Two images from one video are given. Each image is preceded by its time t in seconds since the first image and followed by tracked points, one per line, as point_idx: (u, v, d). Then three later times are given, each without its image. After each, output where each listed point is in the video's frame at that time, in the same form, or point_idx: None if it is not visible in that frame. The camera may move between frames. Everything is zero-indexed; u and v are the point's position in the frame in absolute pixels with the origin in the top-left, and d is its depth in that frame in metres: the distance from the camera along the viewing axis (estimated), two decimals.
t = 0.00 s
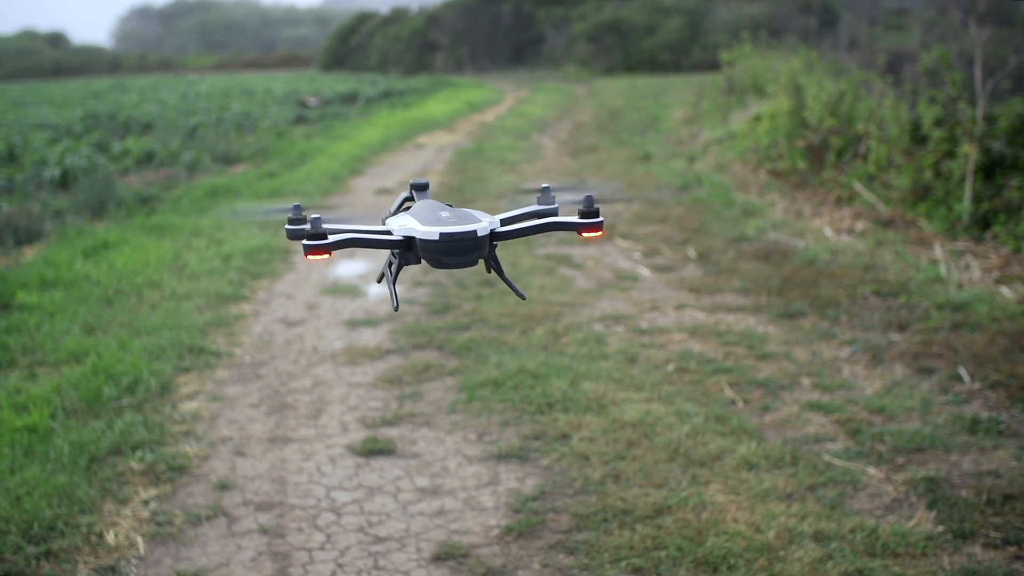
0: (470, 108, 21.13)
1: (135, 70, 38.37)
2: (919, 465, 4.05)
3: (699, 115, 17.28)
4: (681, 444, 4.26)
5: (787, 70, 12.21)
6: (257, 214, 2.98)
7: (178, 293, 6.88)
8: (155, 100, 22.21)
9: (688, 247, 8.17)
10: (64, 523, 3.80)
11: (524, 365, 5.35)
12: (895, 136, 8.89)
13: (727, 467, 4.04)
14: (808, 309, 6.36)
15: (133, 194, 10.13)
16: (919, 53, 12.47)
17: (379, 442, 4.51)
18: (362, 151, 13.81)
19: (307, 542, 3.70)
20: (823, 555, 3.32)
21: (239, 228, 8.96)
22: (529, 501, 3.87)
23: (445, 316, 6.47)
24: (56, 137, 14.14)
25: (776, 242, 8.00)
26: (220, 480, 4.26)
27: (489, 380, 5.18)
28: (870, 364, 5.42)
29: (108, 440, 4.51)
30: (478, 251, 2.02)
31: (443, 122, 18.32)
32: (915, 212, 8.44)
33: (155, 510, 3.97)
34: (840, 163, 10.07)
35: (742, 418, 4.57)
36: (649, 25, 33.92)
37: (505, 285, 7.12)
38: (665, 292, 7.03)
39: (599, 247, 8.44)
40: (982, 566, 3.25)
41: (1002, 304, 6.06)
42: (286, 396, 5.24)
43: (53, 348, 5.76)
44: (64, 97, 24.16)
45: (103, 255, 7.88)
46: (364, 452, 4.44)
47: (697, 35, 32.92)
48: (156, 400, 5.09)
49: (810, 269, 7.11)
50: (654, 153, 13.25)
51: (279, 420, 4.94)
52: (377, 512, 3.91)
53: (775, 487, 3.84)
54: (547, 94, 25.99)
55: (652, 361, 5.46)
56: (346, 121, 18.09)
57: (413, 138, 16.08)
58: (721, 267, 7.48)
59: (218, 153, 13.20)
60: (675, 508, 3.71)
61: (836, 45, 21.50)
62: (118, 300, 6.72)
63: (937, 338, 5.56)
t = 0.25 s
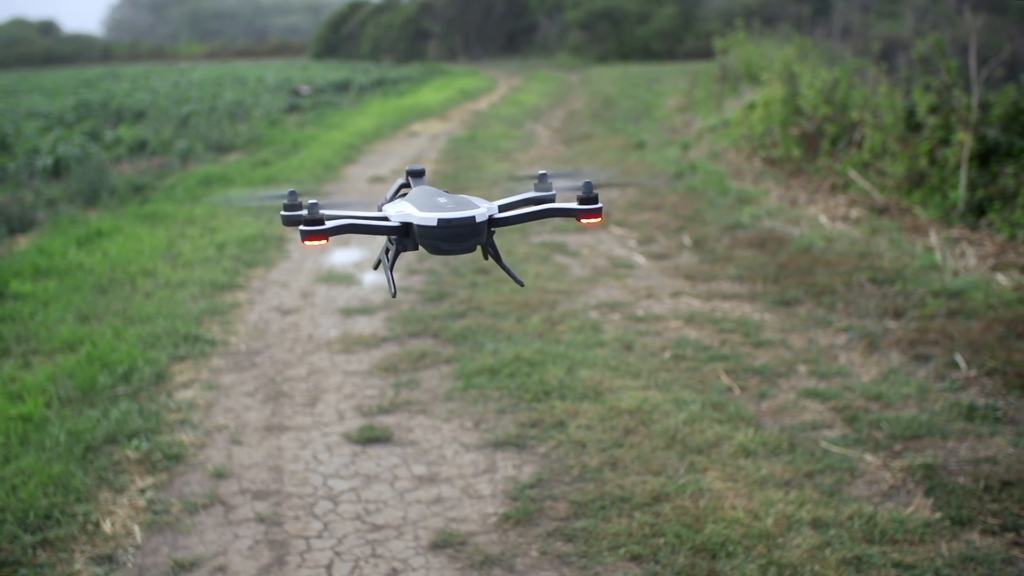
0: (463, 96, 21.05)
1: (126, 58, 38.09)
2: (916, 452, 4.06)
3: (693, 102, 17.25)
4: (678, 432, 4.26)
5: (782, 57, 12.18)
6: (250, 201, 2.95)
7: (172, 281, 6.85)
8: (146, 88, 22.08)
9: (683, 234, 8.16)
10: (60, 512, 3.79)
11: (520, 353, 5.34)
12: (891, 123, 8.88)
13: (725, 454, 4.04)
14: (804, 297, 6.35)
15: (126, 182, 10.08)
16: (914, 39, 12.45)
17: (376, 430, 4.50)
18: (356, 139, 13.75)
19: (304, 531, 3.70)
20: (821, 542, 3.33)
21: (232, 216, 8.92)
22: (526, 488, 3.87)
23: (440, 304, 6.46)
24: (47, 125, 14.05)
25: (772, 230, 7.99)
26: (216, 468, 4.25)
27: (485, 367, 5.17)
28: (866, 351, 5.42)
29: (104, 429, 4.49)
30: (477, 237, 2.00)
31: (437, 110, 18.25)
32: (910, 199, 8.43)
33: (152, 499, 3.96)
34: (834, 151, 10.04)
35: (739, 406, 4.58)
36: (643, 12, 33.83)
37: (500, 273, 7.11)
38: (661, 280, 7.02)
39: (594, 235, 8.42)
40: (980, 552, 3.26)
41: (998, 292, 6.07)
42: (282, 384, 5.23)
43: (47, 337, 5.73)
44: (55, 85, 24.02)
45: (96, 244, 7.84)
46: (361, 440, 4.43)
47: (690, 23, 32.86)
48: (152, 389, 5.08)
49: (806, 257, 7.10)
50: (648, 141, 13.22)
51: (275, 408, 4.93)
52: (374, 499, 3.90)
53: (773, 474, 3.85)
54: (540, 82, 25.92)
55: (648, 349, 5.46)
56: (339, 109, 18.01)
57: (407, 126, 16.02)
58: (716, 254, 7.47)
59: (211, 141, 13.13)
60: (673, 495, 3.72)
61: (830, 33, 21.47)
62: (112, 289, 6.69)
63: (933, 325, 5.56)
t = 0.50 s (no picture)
0: (461, 87, 21.00)
1: (123, 49, 37.95)
2: (919, 442, 4.06)
3: (692, 92, 17.21)
4: (680, 422, 4.26)
5: (781, 47, 12.14)
6: (249, 191, 2.94)
7: (172, 273, 6.84)
8: (143, 79, 22.01)
9: (683, 225, 8.15)
10: (62, 504, 3.79)
11: (521, 344, 5.34)
12: (891, 113, 8.86)
13: (727, 445, 4.04)
14: (805, 287, 6.35)
15: (124, 174, 10.06)
16: (913, 29, 12.42)
17: (377, 421, 4.50)
18: (354, 130, 13.72)
19: (307, 522, 3.70)
20: (825, 533, 3.33)
21: (232, 208, 8.91)
22: (529, 479, 3.87)
23: (440, 295, 6.45)
24: (45, 117, 14.01)
25: (772, 220, 7.98)
26: (218, 460, 4.25)
27: (486, 358, 5.17)
28: (868, 341, 5.42)
29: (105, 421, 4.49)
30: (480, 228, 1.99)
31: (435, 100, 18.21)
32: (911, 189, 8.42)
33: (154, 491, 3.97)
34: (834, 141, 10.02)
35: (741, 396, 4.58)
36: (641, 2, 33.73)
37: (500, 264, 7.10)
38: (661, 270, 7.01)
39: (594, 225, 8.41)
40: (983, 542, 3.26)
41: (998, 281, 6.06)
42: (283, 376, 5.23)
43: (47, 329, 5.73)
44: (52, 76, 23.94)
45: (95, 236, 7.83)
46: (362, 432, 4.43)
47: (689, 13, 32.79)
48: (152, 381, 5.08)
49: (806, 247, 7.09)
50: (648, 131, 13.20)
51: (276, 400, 4.93)
52: (377, 491, 3.91)
53: (776, 465, 3.85)
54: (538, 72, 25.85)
55: (649, 339, 5.46)
56: (337, 100, 17.97)
57: (405, 117, 15.98)
58: (717, 244, 7.46)
59: (209, 132, 13.09)
60: (676, 486, 3.72)
61: (828, 23, 21.42)
62: (112, 281, 6.68)
63: (935, 315, 5.56)
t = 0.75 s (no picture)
0: (462, 83, 20.99)
1: (123, 44, 37.91)
2: (923, 440, 4.06)
3: (692, 88, 17.20)
4: (684, 419, 4.26)
5: (782, 43, 12.12)
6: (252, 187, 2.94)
7: (173, 270, 6.84)
8: (143, 75, 21.98)
9: (685, 221, 8.14)
10: (64, 501, 3.80)
11: (523, 341, 5.34)
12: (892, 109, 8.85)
13: (731, 442, 4.04)
14: (808, 283, 6.34)
15: (125, 170, 10.05)
16: (915, 24, 12.40)
17: (380, 418, 4.51)
18: (355, 126, 13.71)
19: (310, 520, 3.71)
20: (829, 530, 3.33)
21: (233, 204, 8.90)
22: (532, 476, 3.87)
23: (442, 292, 6.45)
24: (45, 113, 14.00)
25: (774, 216, 7.97)
26: (220, 457, 4.25)
27: (488, 355, 5.17)
28: (871, 338, 5.42)
29: (107, 418, 4.50)
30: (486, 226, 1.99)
31: (435, 96, 18.19)
32: (913, 185, 8.40)
33: (156, 488, 3.97)
34: (836, 137, 10.01)
35: (745, 393, 4.57)
36: None
37: (502, 260, 7.09)
38: (663, 267, 7.00)
39: (595, 221, 8.40)
40: (988, 540, 3.26)
41: (1001, 278, 6.06)
42: (285, 372, 5.23)
43: (49, 325, 5.73)
44: (52, 71, 23.91)
45: (96, 232, 7.83)
46: (365, 429, 4.44)
47: (689, 9, 32.76)
48: (154, 377, 5.08)
49: (808, 243, 7.08)
50: (649, 127, 13.18)
51: (279, 397, 4.93)
52: (380, 488, 3.91)
53: (780, 462, 3.85)
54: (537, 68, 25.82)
55: (652, 336, 5.45)
56: (337, 96, 17.95)
57: (406, 113, 15.98)
58: (718, 241, 7.46)
59: (210, 128, 13.08)
60: (680, 483, 3.72)
61: (829, 19, 21.40)
62: (113, 277, 6.68)
63: (938, 312, 5.55)
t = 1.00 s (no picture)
0: (462, 83, 21.00)
1: (124, 45, 37.92)
2: (926, 442, 4.06)
3: (693, 89, 17.20)
4: (686, 421, 4.26)
5: (784, 44, 12.13)
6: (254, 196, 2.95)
7: (175, 270, 6.85)
8: (143, 75, 21.98)
9: (687, 222, 8.14)
10: (66, 502, 3.80)
11: (526, 341, 5.34)
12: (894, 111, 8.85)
13: (734, 443, 4.04)
14: (810, 285, 6.34)
15: (126, 170, 10.06)
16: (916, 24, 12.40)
17: (382, 419, 4.51)
18: (356, 127, 13.72)
19: (312, 521, 3.71)
20: (832, 532, 3.33)
21: (234, 204, 8.91)
22: (535, 478, 3.88)
23: (444, 292, 6.45)
24: (46, 113, 14.02)
25: (776, 217, 7.97)
26: (222, 458, 4.25)
27: (491, 356, 5.17)
28: (873, 340, 5.41)
29: (109, 418, 4.50)
30: (491, 234, 2.00)
31: (436, 97, 18.20)
32: (914, 186, 8.40)
33: (158, 489, 3.98)
34: (837, 138, 10.01)
35: (747, 394, 4.57)
36: None
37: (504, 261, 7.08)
38: (665, 268, 7.00)
39: (597, 222, 8.39)
40: (992, 543, 3.26)
41: (1004, 280, 6.05)
42: (287, 373, 5.24)
43: (50, 326, 5.74)
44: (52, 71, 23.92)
45: (98, 232, 7.83)
46: (367, 429, 4.44)
47: (690, 10, 32.79)
48: (156, 377, 5.09)
49: (811, 244, 7.08)
50: (650, 128, 13.18)
51: (281, 397, 4.93)
52: (382, 489, 3.92)
53: (783, 464, 3.85)
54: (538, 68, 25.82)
55: (654, 337, 5.45)
56: (338, 96, 17.95)
57: (407, 114, 15.98)
58: (720, 242, 7.46)
59: (211, 129, 13.09)
60: (682, 484, 3.72)
61: (830, 19, 21.40)
62: (114, 278, 6.69)
63: (940, 314, 5.55)
